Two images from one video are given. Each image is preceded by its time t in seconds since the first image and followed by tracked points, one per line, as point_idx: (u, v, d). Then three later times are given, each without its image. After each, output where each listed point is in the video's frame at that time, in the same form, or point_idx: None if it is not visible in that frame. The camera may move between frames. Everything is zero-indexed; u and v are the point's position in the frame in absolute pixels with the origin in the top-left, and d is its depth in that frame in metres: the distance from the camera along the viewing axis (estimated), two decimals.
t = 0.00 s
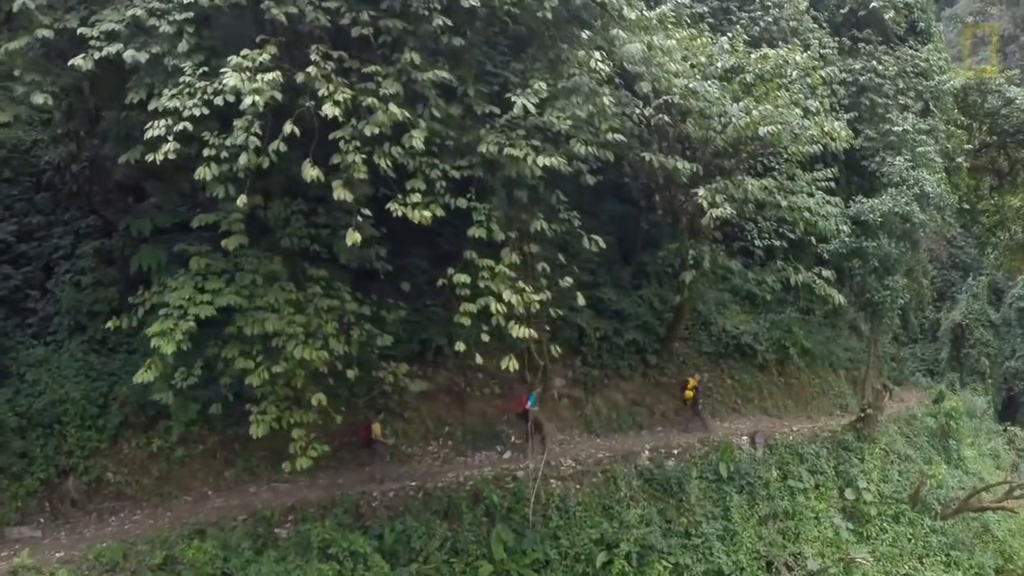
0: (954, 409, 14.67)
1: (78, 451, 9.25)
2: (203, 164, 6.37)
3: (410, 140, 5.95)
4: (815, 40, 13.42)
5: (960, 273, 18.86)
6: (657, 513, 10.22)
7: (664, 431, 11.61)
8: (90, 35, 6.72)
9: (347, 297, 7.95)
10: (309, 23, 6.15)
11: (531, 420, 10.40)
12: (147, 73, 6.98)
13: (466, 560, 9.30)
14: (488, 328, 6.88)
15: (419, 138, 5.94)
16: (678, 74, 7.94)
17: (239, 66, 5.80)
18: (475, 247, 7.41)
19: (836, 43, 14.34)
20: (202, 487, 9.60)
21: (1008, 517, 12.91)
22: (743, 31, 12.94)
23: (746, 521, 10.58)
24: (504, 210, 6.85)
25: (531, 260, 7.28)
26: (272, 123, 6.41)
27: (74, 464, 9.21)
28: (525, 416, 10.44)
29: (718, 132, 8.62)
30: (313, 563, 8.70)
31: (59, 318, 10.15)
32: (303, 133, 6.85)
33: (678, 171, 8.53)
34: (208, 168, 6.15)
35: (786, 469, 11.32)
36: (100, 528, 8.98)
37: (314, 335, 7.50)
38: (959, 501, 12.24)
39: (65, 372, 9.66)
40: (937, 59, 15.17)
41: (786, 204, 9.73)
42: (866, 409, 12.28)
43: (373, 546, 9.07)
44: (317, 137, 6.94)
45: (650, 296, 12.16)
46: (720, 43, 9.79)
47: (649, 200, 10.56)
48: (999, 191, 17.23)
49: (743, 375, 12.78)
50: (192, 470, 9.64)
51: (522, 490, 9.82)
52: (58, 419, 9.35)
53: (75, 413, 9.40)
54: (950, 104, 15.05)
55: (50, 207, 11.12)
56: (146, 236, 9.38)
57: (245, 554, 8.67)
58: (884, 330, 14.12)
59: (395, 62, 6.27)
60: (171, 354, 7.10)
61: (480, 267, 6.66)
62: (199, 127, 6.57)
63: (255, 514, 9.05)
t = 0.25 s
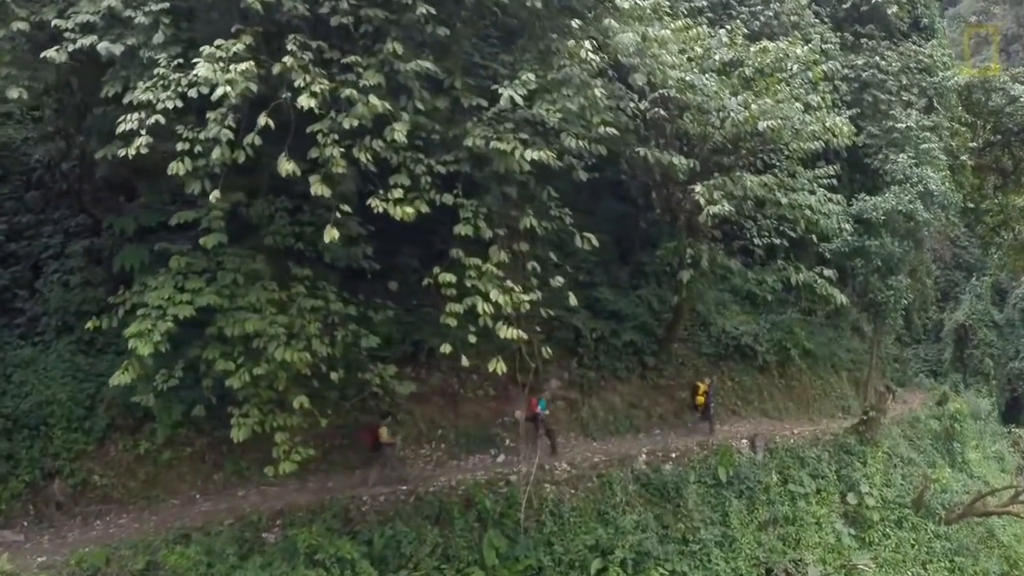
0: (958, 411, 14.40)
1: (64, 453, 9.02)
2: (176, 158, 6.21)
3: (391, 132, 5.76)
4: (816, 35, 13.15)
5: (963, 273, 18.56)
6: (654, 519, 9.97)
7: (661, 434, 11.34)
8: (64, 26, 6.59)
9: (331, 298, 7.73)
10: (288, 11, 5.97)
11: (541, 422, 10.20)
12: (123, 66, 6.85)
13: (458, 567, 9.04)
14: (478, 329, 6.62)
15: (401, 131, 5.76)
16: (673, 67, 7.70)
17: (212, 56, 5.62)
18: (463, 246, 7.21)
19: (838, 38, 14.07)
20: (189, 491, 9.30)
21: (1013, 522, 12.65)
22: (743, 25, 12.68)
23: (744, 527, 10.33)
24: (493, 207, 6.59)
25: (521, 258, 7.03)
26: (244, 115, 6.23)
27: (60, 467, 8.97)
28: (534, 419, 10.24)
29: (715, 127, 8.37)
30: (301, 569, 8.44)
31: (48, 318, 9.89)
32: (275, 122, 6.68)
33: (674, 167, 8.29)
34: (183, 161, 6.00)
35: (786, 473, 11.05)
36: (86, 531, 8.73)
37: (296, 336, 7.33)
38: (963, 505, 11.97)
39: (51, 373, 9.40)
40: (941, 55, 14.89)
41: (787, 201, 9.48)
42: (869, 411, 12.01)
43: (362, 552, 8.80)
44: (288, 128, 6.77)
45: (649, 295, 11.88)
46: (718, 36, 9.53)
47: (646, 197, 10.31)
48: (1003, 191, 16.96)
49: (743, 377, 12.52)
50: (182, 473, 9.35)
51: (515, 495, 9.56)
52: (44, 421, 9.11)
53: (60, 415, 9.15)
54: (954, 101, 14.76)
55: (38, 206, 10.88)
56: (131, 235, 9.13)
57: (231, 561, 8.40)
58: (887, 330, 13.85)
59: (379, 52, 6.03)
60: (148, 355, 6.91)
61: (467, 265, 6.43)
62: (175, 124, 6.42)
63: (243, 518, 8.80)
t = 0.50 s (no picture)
0: (959, 414, 14.09)
1: (44, 456, 8.69)
2: (140, 152, 5.97)
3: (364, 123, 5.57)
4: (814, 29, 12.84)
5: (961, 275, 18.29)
6: (646, 527, 9.69)
7: (654, 438, 11.04)
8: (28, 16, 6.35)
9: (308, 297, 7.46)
10: None
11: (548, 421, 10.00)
12: (90, 56, 6.63)
13: None
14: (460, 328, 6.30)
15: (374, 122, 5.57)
16: (664, 58, 7.40)
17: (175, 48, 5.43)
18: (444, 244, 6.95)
19: (837, 33, 13.76)
20: (171, 495, 9.06)
21: (1015, 528, 12.36)
22: (739, 19, 12.37)
23: (739, 536, 10.06)
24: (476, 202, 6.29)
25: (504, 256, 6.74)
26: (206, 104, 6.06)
27: (40, 470, 8.64)
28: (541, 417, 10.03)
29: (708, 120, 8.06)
30: None
31: (29, 317, 9.54)
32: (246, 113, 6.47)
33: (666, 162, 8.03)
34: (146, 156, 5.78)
35: (783, 479, 10.75)
36: (66, 536, 8.44)
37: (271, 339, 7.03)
38: (965, 511, 11.67)
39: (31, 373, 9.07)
40: (942, 50, 14.58)
41: (783, 198, 9.18)
42: (868, 415, 11.68)
43: (345, 559, 8.48)
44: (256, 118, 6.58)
45: (643, 295, 11.60)
46: (713, 27, 9.23)
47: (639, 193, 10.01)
48: (1004, 190, 16.65)
49: (740, 380, 12.23)
50: (166, 475, 9.11)
51: (502, 501, 9.24)
52: (24, 422, 8.74)
53: (40, 416, 8.78)
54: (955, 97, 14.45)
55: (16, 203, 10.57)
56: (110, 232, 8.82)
57: (210, 567, 8.07)
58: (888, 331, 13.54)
59: (354, 39, 5.75)
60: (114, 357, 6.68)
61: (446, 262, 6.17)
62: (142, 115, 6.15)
63: (224, 523, 8.51)
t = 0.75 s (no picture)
0: (960, 416, 13.82)
1: (24, 459, 8.44)
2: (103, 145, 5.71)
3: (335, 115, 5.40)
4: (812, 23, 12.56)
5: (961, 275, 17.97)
6: (638, 533, 9.43)
7: (644, 442, 10.77)
8: None
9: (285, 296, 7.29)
10: None
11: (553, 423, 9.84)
12: (56, 48, 6.37)
13: None
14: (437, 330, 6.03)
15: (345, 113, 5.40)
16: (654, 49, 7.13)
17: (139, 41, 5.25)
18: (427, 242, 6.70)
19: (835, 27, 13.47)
20: (153, 499, 8.76)
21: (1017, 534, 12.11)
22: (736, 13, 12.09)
23: (734, 542, 9.80)
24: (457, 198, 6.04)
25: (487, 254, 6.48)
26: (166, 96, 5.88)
27: (20, 473, 8.40)
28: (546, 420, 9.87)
29: (702, 114, 7.79)
30: None
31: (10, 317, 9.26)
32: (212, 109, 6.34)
33: (656, 157, 7.78)
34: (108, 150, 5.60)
35: (780, 483, 10.47)
36: (45, 542, 8.19)
37: (245, 340, 6.86)
38: (967, 516, 11.41)
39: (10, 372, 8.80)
40: (943, 45, 14.29)
41: (779, 195, 8.91)
42: (869, 418, 11.38)
43: (327, 567, 8.22)
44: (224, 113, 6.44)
45: (636, 295, 11.33)
46: (707, 19, 8.95)
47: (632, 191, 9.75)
48: (1006, 189, 16.37)
49: (736, 382, 11.93)
50: (150, 479, 8.81)
51: (489, 507, 8.95)
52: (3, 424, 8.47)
53: (18, 418, 8.52)
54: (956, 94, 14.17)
55: None
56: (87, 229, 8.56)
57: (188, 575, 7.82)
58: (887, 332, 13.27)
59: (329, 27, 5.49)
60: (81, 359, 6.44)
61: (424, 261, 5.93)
62: (108, 108, 5.90)
63: (206, 529, 8.23)
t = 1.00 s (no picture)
0: (961, 418, 13.49)
1: None
2: (55, 137, 5.46)
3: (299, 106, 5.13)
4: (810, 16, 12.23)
5: (960, 275, 17.39)
6: (627, 543, 9.15)
7: (637, 447, 10.36)
8: None
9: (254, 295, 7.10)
10: None
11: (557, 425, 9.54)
12: (13, 38, 6.04)
13: None
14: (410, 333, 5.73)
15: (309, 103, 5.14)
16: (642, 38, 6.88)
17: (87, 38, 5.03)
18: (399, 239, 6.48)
19: (833, 21, 13.14)
20: (131, 504, 8.42)
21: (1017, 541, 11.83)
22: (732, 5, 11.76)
23: (726, 551, 9.54)
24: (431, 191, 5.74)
25: (464, 252, 6.17)
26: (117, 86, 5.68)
27: None
28: (550, 421, 9.57)
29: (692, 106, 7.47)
30: None
31: None
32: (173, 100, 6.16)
33: (645, 151, 7.47)
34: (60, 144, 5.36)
35: (775, 489, 10.16)
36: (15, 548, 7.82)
37: (211, 342, 6.66)
38: (967, 524, 11.12)
39: None
40: (943, 40, 13.96)
41: (774, 190, 8.59)
42: (868, 421, 11.03)
43: None
44: (186, 104, 6.27)
45: (628, 295, 11.02)
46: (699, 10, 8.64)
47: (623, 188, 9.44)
48: (1006, 189, 16.02)
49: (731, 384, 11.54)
50: (127, 485, 8.48)
51: (471, 514, 8.66)
52: None
53: None
54: (956, 90, 13.84)
55: None
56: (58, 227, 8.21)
57: None
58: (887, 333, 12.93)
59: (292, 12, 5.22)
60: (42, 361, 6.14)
61: (395, 260, 5.67)
62: (65, 98, 5.58)
63: (183, 534, 7.86)
